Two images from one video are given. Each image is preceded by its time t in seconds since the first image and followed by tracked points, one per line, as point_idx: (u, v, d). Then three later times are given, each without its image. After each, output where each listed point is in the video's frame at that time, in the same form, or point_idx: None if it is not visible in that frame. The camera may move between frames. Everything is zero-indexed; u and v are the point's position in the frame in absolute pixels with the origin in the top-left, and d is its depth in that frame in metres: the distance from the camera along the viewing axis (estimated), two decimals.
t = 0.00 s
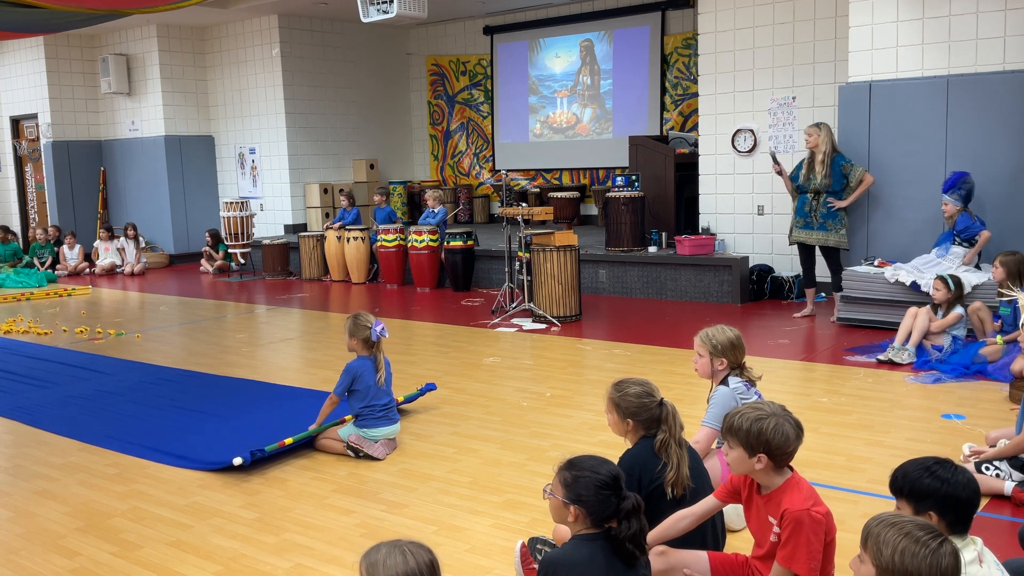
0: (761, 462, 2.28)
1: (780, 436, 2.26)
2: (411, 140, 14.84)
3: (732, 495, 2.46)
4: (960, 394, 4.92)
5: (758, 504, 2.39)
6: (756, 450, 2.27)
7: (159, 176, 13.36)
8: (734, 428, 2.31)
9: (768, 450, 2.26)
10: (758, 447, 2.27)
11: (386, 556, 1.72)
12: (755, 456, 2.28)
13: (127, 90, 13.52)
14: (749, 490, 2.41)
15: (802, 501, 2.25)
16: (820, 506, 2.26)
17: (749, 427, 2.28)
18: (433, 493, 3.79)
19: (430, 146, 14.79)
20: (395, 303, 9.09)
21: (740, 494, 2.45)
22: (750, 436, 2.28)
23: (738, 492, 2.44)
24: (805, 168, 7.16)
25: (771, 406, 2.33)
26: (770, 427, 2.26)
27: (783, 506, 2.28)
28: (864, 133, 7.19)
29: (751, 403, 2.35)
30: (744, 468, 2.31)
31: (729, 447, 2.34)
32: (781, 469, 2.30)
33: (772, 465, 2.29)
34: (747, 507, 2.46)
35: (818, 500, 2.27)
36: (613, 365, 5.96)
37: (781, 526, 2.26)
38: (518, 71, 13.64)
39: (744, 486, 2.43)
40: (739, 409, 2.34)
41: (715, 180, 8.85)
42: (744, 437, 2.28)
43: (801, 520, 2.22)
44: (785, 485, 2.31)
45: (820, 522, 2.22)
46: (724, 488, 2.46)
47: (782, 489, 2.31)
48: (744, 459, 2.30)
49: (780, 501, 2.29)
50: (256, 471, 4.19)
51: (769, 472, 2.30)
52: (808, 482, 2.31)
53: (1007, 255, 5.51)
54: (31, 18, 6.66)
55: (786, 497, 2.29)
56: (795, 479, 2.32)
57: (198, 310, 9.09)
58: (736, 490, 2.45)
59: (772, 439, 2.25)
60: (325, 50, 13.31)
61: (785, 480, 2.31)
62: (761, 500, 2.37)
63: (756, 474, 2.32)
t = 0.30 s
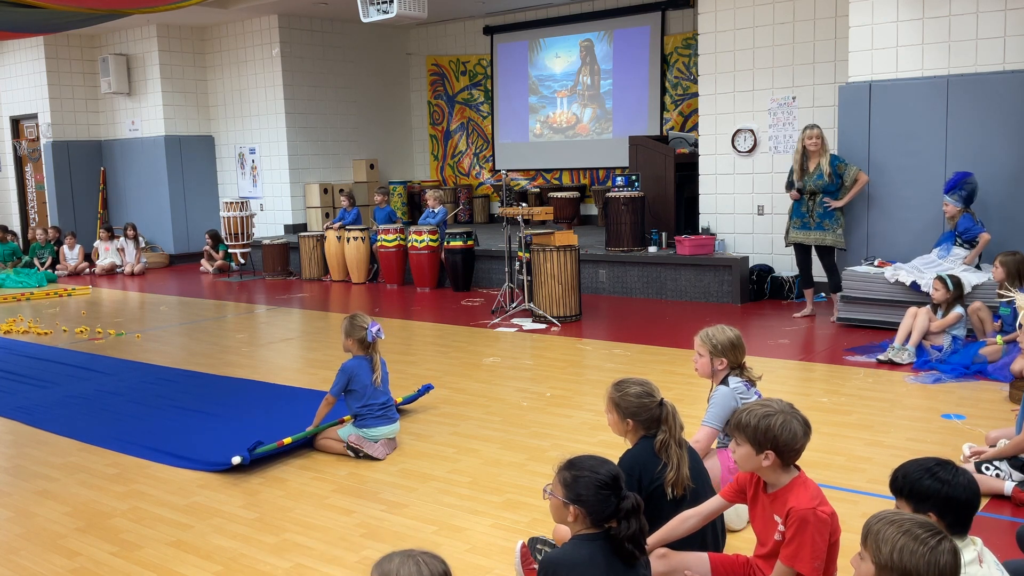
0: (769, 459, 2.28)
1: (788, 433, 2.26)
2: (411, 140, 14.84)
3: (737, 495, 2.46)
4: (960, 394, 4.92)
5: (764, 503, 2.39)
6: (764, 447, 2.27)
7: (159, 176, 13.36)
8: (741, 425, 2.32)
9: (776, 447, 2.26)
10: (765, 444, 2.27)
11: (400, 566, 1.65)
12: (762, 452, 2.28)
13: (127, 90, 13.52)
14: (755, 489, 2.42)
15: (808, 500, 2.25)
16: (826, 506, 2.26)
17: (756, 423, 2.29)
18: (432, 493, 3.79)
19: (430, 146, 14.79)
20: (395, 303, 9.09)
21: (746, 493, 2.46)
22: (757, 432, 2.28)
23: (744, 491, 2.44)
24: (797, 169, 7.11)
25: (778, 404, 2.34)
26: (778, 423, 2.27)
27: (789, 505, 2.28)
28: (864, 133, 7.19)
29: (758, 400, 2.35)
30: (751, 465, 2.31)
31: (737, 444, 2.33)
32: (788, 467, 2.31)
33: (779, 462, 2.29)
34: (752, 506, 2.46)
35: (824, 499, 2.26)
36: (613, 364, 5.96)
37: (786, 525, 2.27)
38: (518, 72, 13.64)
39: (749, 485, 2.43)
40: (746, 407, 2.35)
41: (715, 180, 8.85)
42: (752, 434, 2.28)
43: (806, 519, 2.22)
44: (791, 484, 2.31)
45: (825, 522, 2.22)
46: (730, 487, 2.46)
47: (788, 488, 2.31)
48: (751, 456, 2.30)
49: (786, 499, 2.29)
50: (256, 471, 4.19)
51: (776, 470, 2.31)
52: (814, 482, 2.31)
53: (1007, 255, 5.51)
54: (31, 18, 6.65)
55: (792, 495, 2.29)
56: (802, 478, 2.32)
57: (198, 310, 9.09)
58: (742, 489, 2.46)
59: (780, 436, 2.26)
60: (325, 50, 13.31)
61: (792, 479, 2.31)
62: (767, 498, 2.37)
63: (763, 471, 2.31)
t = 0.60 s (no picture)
0: (772, 459, 2.28)
1: (790, 432, 2.26)
2: (411, 140, 14.84)
3: (742, 495, 2.47)
4: (961, 394, 4.92)
5: (768, 503, 2.39)
6: (766, 446, 2.28)
7: (159, 176, 13.36)
8: (744, 424, 2.32)
9: (778, 446, 2.26)
10: (767, 443, 2.27)
11: (410, 569, 1.62)
12: (764, 452, 2.28)
13: (127, 90, 13.52)
14: (759, 489, 2.42)
15: (811, 500, 2.25)
16: (829, 507, 2.25)
17: (758, 423, 2.29)
18: (432, 493, 3.79)
19: (430, 146, 14.79)
20: (395, 303, 9.09)
21: (750, 493, 2.46)
22: (760, 431, 2.28)
23: (749, 491, 2.45)
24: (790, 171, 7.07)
25: (781, 404, 2.34)
26: (780, 423, 2.27)
27: (792, 505, 2.28)
28: (864, 133, 7.19)
29: (761, 399, 2.36)
30: (755, 464, 2.31)
31: (740, 443, 2.34)
32: (791, 467, 2.31)
33: (782, 462, 2.29)
34: (756, 506, 2.46)
35: (827, 500, 2.26)
36: (613, 364, 5.96)
37: (788, 525, 2.27)
38: (518, 72, 13.64)
39: (754, 485, 2.44)
40: (749, 407, 2.35)
41: (715, 180, 8.85)
42: (754, 433, 2.29)
43: (809, 519, 2.22)
44: (794, 484, 2.31)
45: (828, 523, 2.22)
46: (734, 487, 2.47)
47: (792, 488, 2.31)
48: (754, 456, 2.30)
49: (789, 498, 2.30)
50: (255, 471, 4.19)
51: (779, 470, 2.31)
52: (818, 482, 2.30)
53: (1008, 255, 5.51)
54: (31, 18, 6.65)
55: (795, 495, 2.29)
56: (805, 478, 2.32)
57: (199, 310, 9.08)
58: (747, 489, 2.46)
59: (782, 435, 2.26)
60: (325, 50, 13.31)
61: (795, 479, 2.32)
62: (771, 498, 2.38)
63: (766, 470, 2.32)
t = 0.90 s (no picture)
0: (773, 459, 2.28)
1: (791, 432, 2.27)
2: (411, 140, 14.84)
3: (746, 496, 2.47)
4: (961, 394, 4.92)
5: (770, 502, 2.40)
6: (767, 447, 2.28)
7: (159, 176, 13.36)
8: (746, 424, 2.33)
9: (779, 447, 2.27)
10: (768, 443, 2.28)
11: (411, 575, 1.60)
12: (765, 452, 2.29)
13: (127, 90, 13.52)
14: (762, 489, 2.43)
15: (811, 501, 2.25)
16: (830, 508, 2.25)
17: (760, 423, 2.30)
18: (432, 493, 3.79)
19: (430, 146, 14.79)
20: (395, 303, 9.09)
21: (753, 494, 2.47)
22: (761, 431, 2.29)
23: (752, 491, 2.46)
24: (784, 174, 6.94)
25: (783, 404, 2.35)
26: (781, 423, 2.28)
27: (792, 505, 2.28)
28: (864, 133, 7.19)
29: (764, 400, 2.37)
30: (756, 465, 2.32)
31: (742, 444, 2.35)
32: (793, 467, 2.31)
33: (784, 462, 2.29)
34: (759, 506, 2.47)
35: (828, 501, 2.26)
36: (613, 364, 5.95)
37: (789, 526, 2.27)
38: (518, 72, 13.64)
39: (757, 485, 2.44)
40: (752, 407, 2.36)
41: (715, 180, 8.85)
42: (755, 434, 2.30)
43: (809, 520, 2.22)
44: (796, 484, 2.31)
45: (829, 524, 2.22)
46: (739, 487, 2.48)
47: (793, 488, 2.31)
48: (756, 456, 2.31)
49: (791, 499, 2.30)
50: (255, 471, 4.19)
51: (780, 470, 2.31)
52: (820, 483, 2.30)
53: (1008, 255, 5.51)
54: (31, 18, 6.65)
55: (796, 496, 2.29)
56: (807, 479, 2.32)
57: (198, 310, 9.08)
58: (750, 489, 2.47)
59: (783, 435, 2.26)
60: (325, 50, 13.31)
61: (798, 479, 2.32)
62: (773, 498, 2.38)
63: (768, 471, 2.32)
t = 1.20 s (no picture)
0: (767, 464, 2.28)
1: (783, 436, 2.26)
2: (411, 140, 14.84)
3: (742, 496, 2.48)
4: (961, 394, 4.92)
5: (769, 505, 2.39)
6: (761, 452, 2.27)
7: (159, 176, 13.36)
8: (737, 432, 2.32)
9: (773, 452, 2.26)
10: (761, 449, 2.27)
11: None
12: (759, 457, 2.28)
13: (127, 90, 13.52)
14: (760, 491, 2.43)
15: (810, 504, 2.25)
16: (829, 510, 2.25)
17: (752, 429, 2.29)
18: (432, 493, 3.79)
19: (430, 146, 14.79)
20: (395, 303, 9.09)
21: (750, 494, 2.47)
22: (753, 438, 2.28)
23: (749, 492, 2.47)
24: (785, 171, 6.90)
25: (774, 408, 2.34)
26: (772, 428, 2.27)
27: (792, 508, 2.28)
28: (864, 133, 7.19)
29: (754, 405, 2.36)
30: (751, 471, 2.31)
31: (736, 451, 2.34)
32: (789, 470, 2.31)
33: (779, 466, 2.29)
34: (757, 507, 2.47)
35: (827, 503, 2.26)
36: (613, 364, 5.96)
37: (789, 528, 2.27)
38: (518, 72, 13.64)
39: (755, 486, 2.45)
40: (742, 413, 2.35)
41: (715, 180, 8.84)
42: (748, 441, 2.29)
43: (809, 522, 2.22)
44: (794, 487, 2.31)
45: (828, 526, 2.22)
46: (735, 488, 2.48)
47: (792, 491, 2.31)
48: (751, 463, 2.30)
49: (790, 501, 2.30)
50: (254, 471, 4.18)
51: (776, 473, 2.31)
52: (817, 484, 2.31)
53: (1008, 255, 5.51)
54: (31, 18, 6.65)
55: (795, 499, 2.29)
56: (805, 481, 2.32)
57: (199, 310, 9.08)
58: (747, 490, 2.47)
59: (775, 440, 2.26)
60: (325, 50, 13.31)
61: (795, 482, 2.32)
62: (772, 501, 2.38)
63: (764, 476, 2.32)
